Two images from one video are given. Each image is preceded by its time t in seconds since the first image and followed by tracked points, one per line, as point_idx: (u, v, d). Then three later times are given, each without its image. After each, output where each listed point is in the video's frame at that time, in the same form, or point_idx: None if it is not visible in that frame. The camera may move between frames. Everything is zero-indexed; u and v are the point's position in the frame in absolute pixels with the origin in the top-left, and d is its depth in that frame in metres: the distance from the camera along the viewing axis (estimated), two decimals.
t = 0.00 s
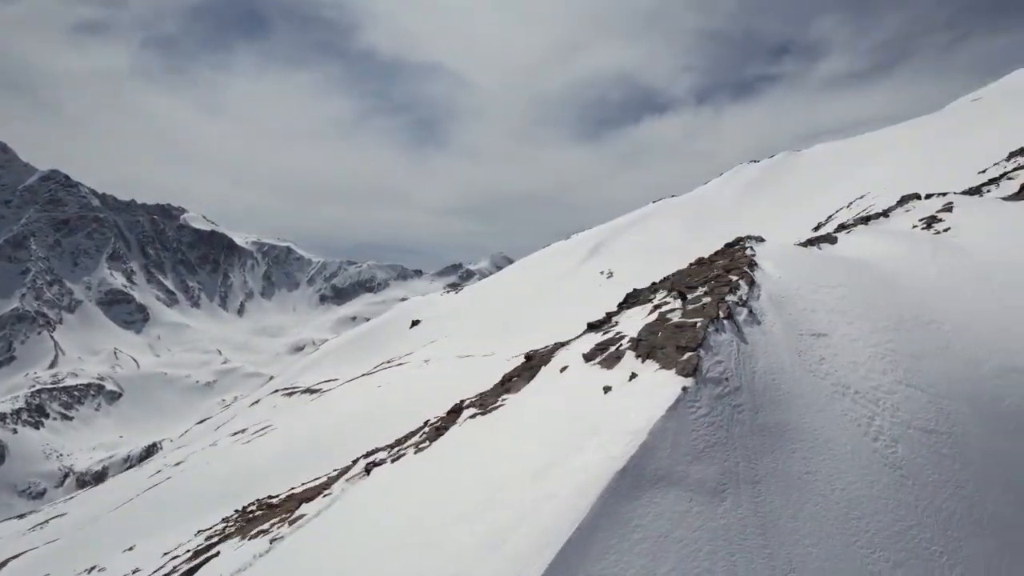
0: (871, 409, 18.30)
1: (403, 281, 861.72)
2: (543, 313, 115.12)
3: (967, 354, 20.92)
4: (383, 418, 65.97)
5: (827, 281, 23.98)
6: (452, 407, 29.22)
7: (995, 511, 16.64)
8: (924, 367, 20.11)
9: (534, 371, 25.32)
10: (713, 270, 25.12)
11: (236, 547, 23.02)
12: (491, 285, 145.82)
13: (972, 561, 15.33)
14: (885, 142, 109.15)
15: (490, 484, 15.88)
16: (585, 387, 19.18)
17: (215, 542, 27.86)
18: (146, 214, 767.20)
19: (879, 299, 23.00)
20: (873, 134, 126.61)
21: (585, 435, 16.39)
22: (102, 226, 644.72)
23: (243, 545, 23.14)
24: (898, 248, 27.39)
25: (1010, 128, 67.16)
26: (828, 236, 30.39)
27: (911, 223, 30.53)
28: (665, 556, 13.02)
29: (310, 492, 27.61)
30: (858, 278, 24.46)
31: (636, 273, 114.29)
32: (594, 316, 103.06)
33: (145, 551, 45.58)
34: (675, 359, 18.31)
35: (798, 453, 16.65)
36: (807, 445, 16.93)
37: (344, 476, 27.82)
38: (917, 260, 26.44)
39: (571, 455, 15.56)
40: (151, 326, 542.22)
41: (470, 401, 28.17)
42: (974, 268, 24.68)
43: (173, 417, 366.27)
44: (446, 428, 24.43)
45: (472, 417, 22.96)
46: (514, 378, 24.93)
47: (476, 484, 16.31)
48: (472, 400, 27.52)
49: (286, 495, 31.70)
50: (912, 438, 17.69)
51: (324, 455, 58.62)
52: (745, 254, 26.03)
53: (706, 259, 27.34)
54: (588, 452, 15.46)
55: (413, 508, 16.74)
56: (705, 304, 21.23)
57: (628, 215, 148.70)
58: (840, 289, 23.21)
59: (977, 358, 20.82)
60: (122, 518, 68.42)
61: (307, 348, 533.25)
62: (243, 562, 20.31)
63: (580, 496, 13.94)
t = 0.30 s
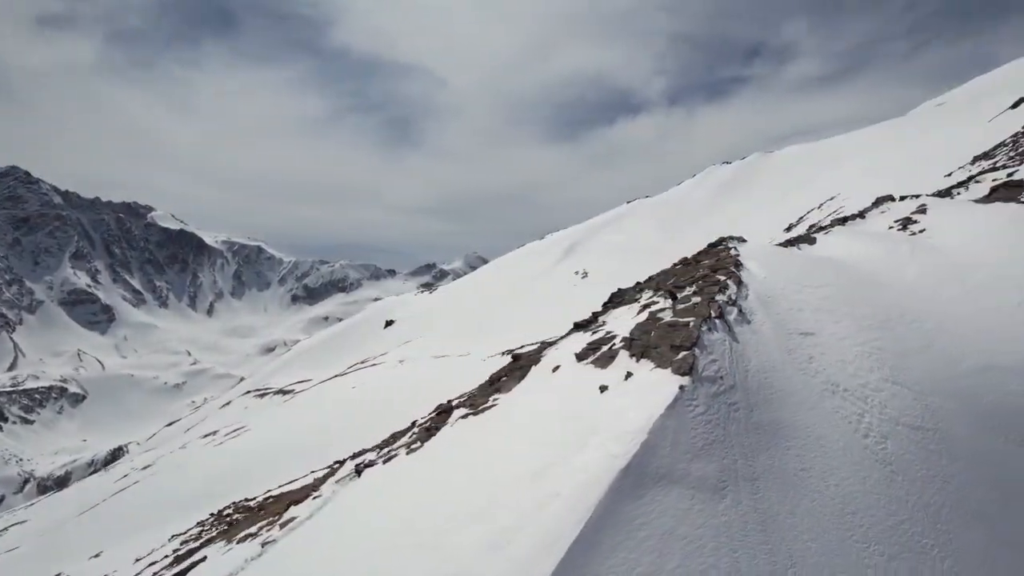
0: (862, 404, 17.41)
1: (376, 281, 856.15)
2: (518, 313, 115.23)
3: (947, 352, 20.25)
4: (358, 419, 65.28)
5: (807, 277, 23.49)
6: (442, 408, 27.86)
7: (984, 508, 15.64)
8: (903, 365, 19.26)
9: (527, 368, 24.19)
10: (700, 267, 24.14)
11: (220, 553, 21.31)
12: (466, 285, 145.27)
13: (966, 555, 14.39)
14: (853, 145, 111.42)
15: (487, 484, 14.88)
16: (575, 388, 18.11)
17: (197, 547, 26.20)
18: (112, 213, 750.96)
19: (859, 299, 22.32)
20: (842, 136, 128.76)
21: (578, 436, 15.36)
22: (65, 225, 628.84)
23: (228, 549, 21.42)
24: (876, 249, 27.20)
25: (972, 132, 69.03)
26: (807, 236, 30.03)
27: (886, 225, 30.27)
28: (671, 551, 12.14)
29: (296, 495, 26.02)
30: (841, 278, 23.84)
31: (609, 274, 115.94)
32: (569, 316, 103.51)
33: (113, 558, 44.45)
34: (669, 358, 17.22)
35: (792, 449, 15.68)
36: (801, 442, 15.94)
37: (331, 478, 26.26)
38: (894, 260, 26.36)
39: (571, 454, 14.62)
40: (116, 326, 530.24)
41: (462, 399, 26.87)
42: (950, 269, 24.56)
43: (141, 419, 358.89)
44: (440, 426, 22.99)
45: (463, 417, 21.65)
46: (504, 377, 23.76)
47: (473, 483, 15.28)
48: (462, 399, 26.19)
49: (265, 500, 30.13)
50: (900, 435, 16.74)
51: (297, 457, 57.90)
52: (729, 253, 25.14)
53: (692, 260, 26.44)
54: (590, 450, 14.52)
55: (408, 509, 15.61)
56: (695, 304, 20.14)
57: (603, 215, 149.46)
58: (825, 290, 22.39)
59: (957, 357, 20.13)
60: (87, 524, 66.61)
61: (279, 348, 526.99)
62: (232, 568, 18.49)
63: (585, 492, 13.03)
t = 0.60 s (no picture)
0: (856, 399, 16.59)
1: (350, 281, 849.81)
2: (494, 313, 115.24)
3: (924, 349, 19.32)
4: (333, 420, 64.65)
5: (792, 276, 22.46)
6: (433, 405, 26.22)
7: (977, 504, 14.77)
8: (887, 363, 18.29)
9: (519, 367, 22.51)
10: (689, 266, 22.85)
11: (207, 559, 19.77)
12: (442, 285, 144.62)
13: (958, 551, 13.49)
14: (823, 147, 113.45)
15: (484, 484, 13.80)
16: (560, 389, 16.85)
17: (181, 551, 24.66)
18: (76, 211, 733.39)
19: (841, 302, 21.05)
20: (812, 139, 130.86)
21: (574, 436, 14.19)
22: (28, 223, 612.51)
23: (216, 555, 19.82)
24: (855, 248, 26.51)
25: (939, 136, 70.75)
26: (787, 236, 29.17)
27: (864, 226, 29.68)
28: (680, 548, 11.33)
29: (285, 496, 24.43)
30: (824, 277, 22.82)
31: (584, 275, 116.76)
32: (545, 316, 103.92)
33: (84, 562, 43.60)
34: (666, 357, 16.03)
35: (789, 446, 14.79)
36: (797, 438, 15.05)
37: (319, 479, 24.60)
38: (875, 258, 25.86)
39: (572, 453, 13.50)
40: (81, 327, 517.88)
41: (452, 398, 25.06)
42: (929, 268, 24.12)
43: (107, 422, 351.05)
44: (434, 422, 21.28)
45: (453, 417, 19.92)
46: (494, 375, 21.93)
47: (470, 482, 14.17)
48: (451, 399, 24.43)
49: (246, 505, 28.85)
50: (890, 431, 15.86)
51: (273, 460, 57.12)
52: (715, 253, 23.81)
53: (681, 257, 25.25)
54: (592, 449, 13.46)
55: (405, 510, 14.52)
56: (684, 302, 18.94)
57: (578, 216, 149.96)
58: (811, 290, 21.34)
59: (938, 357, 19.10)
60: (53, 529, 64.91)
61: (251, 349, 519.97)
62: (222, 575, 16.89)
63: (590, 494, 12.01)
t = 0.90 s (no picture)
0: (850, 397, 15.79)
1: (325, 281, 842.04)
2: (470, 313, 115.12)
3: (912, 343, 18.56)
4: (310, 421, 64.12)
5: (784, 274, 21.50)
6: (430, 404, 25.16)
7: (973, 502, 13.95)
8: (870, 354, 17.66)
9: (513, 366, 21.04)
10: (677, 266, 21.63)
11: (200, 563, 18.96)
12: (419, 285, 143.90)
13: (953, 545, 12.75)
14: (797, 150, 115.48)
15: (484, 484, 13.07)
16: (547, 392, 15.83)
17: (166, 556, 23.73)
18: (41, 209, 715.73)
19: (833, 302, 19.95)
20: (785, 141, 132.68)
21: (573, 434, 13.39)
22: None
23: (208, 559, 18.99)
24: (834, 251, 24.55)
25: (908, 140, 72.48)
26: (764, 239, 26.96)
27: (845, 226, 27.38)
28: (688, 545, 10.68)
29: (277, 496, 23.45)
30: (812, 277, 21.42)
31: (562, 275, 117.19)
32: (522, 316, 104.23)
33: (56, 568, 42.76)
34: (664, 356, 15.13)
35: (787, 442, 14.04)
36: (794, 435, 14.28)
37: (311, 480, 23.46)
38: (856, 263, 23.73)
39: (576, 450, 12.77)
40: (46, 328, 505.23)
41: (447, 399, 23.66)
42: (912, 269, 22.31)
43: (74, 424, 343.50)
44: (430, 421, 20.08)
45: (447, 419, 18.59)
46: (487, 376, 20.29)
47: (470, 482, 13.43)
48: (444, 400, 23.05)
49: (232, 507, 28.05)
50: (883, 429, 15.06)
51: (250, 461, 56.40)
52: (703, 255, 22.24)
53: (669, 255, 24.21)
54: (596, 445, 12.73)
55: (406, 509, 13.84)
56: (674, 302, 17.98)
57: (555, 216, 150.42)
58: (802, 289, 20.09)
59: (930, 354, 18.29)
60: (20, 535, 63.20)
61: (224, 349, 513.17)
62: None
63: (599, 492, 11.33)
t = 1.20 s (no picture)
0: (844, 397, 15.36)
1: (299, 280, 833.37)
2: (448, 313, 114.72)
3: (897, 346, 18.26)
4: (287, 423, 63.40)
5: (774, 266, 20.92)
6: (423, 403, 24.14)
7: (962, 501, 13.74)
8: (856, 356, 17.18)
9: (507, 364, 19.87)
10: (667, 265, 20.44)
11: (190, 567, 17.98)
12: (395, 284, 143.03)
13: (946, 537, 12.61)
14: (770, 152, 117.38)
15: (485, 486, 12.61)
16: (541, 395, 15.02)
17: (149, 560, 22.72)
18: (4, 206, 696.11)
19: (826, 306, 19.41)
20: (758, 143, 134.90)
21: (573, 434, 12.88)
22: None
23: (200, 564, 18.00)
24: (817, 250, 24.09)
25: (879, 143, 74.13)
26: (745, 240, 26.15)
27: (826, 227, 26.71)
28: (696, 542, 10.38)
29: (266, 497, 22.28)
30: (798, 276, 20.88)
31: (540, 274, 117.55)
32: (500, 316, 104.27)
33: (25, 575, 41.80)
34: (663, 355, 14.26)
35: (784, 437, 13.66)
36: (792, 432, 13.89)
37: (301, 482, 22.30)
38: (838, 263, 23.24)
39: (579, 450, 12.23)
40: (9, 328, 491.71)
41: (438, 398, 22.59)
42: (893, 270, 22.02)
43: (38, 427, 335.13)
44: (427, 419, 19.11)
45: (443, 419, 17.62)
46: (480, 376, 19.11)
47: (472, 484, 12.94)
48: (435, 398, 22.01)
49: (213, 509, 27.35)
50: (874, 427, 14.69)
51: (229, 462, 55.76)
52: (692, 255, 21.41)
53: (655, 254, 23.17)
54: (598, 445, 12.23)
55: (409, 511, 13.35)
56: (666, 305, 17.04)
57: (532, 215, 150.68)
58: (788, 290, 19.25)
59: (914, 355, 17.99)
60: None
61: (195, 350, 505.09)
62: None
63: (609, 491, 10.90)
